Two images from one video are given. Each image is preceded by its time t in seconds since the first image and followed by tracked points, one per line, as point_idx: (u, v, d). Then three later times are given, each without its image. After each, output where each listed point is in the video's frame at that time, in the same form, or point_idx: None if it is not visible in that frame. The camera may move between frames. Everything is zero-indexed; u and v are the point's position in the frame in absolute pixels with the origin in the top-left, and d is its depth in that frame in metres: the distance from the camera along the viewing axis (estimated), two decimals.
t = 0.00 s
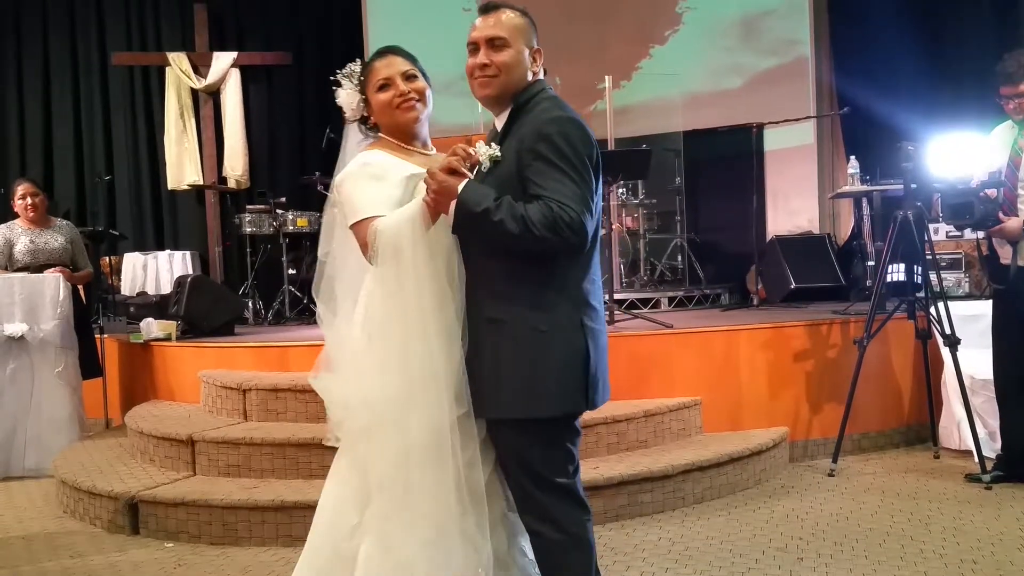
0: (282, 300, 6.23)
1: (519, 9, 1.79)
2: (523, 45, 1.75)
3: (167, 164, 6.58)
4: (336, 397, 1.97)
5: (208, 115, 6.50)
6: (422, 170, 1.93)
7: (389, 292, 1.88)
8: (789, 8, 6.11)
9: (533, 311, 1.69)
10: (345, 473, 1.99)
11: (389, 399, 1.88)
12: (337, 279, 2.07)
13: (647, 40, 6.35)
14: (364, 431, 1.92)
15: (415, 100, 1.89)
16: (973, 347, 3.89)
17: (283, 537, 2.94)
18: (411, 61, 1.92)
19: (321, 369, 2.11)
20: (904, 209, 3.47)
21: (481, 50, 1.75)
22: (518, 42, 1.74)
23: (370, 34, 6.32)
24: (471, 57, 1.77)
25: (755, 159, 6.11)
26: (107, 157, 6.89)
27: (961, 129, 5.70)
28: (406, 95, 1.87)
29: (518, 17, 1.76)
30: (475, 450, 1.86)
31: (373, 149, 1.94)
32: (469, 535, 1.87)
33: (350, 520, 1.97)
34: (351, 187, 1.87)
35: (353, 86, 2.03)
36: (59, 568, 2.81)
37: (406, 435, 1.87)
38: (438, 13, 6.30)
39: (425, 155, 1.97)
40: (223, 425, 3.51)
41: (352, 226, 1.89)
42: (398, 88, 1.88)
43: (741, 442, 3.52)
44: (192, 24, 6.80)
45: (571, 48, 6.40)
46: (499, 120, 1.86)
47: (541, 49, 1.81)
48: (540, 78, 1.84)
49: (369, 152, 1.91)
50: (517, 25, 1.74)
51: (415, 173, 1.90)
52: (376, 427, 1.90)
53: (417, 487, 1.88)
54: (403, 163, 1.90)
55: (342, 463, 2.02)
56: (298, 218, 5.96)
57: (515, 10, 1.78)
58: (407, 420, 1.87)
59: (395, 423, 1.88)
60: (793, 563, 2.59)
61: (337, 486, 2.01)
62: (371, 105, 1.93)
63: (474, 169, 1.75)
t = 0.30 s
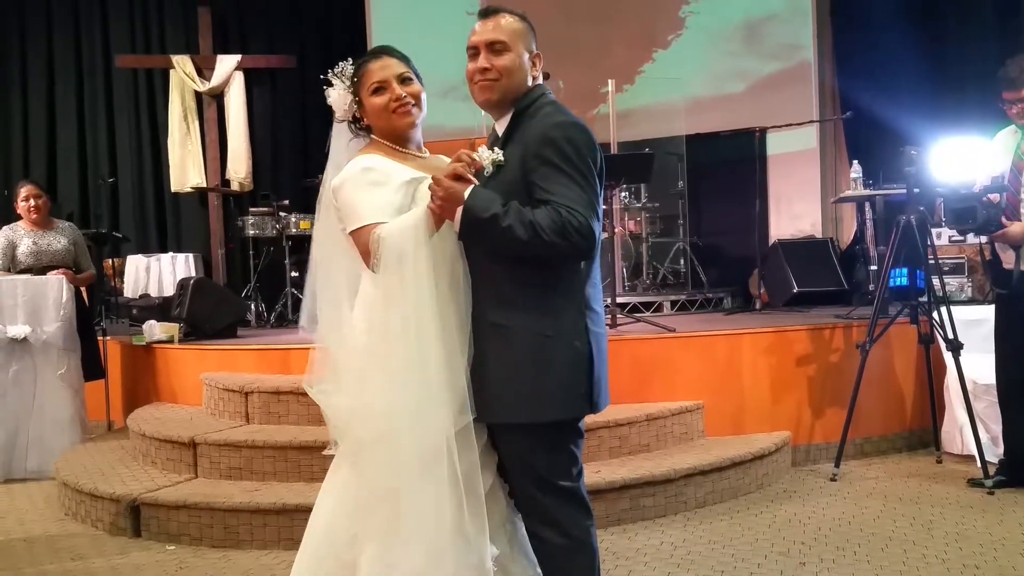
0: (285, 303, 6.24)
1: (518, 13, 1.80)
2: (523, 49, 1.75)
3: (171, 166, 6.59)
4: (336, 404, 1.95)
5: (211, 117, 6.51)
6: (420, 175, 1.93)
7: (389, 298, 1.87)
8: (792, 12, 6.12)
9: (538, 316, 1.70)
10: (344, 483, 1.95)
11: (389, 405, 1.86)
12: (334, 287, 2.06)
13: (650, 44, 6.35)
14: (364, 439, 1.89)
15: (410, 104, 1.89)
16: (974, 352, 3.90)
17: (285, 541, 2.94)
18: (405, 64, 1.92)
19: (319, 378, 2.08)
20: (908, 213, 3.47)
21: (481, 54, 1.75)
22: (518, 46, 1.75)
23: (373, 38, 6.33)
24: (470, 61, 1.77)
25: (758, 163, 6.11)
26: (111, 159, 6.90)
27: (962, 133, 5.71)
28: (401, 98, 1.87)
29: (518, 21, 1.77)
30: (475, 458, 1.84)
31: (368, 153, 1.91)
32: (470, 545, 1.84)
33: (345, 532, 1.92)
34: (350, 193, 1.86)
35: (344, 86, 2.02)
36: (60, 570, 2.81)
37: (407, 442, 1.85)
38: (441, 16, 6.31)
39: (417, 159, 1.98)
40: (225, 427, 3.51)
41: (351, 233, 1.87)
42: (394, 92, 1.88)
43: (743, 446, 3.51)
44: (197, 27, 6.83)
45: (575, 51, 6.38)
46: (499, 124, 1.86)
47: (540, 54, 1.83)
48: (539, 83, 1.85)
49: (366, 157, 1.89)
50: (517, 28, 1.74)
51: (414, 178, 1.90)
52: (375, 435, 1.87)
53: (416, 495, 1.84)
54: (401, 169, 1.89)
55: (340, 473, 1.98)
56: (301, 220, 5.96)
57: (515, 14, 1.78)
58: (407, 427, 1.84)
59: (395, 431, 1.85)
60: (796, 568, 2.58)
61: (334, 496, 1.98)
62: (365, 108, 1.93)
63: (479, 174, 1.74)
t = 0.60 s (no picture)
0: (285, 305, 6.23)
1: (522, 21, 1.80)
2: (527, 57, 1.76)
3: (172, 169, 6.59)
4: (339, 404, 1.93)
5: (212, 120, 6.52)
6: (423, 180, 1.92)
7: (398, 298, 1.86)
8: (793, 15, 6.12)
9: (545, 315, 1.74)
10: (348, 482, 1.94)
11: (396, 404, 1.85)
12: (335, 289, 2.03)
13: (651, 47, 6.36)
14: (371, 438, 1.88)
15: (416, 113, 1.90)
16: (974, 355, 3.91)
17: (285, 543, 2.94)
18: (410, 72, 1.92)
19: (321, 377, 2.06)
20: (908, 216, 3.48)
21: (487, 61, 1.75)
22: (523, 53, 1.75)
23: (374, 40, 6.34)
24: (476, 68, 1.78)
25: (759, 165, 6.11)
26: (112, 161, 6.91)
27: (963, 137, 5.71)
28: (406, 107, 1.87)
29: (522, 29, 1.78)
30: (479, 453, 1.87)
31: (371, 159, 1.90)
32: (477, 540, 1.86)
33: (350, 532, 1.90)
34: (357, 198, 1.84)
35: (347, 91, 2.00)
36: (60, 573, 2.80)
37: (415, 441, 1.84)
38: (443, 19, 6.32)
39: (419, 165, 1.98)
40: (226, 430, 3.51)
41: (359, 237, 1.86)
42: (400, 100, 1.88)
43: (744, 449, 3.51)
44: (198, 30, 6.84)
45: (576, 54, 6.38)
46: (502, 129, 1.86)
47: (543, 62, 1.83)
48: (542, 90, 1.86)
49: (371, 162, 1.88)
50: (522, 36, 1.75)
51: (419, 182, 1.90)
52: (384, 434, 1.86)
53: (424, 494, 1.84)
54: (406, 174, 1.88)
55: (344, 472, 1.97)
56: (302, 223, 5.97)
57: (519, 22, 1.79)
58: (415, 427, 1.84)
59: (404, 430, 1.84)
60: (796, 571, 2.58)
61: (339, 496, 1.96)
62: (370, 115, 1.93)
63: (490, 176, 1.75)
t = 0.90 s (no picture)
0: (286, 307, 6.24)
1: (528, 32, 1.80)
2: (533, 67, 1.76)
3: (172, 170, 6.58)
4: (348, 403, 1.94)
5: (213, 122, 6.53)
6: (434, 186, 1.92)
7: (410, 299, 1.87)
8: (795, 17, 6.13)
9: (555, 315, 1.74)
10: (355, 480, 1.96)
11: (408, 403, 1.87)
12: (347, 291, 2.04)
13: (651, 49, 6.36)
14: (383, 436, 1.90)
15: (427, 120, 1.90)
16: (975, 357, 3.91)
17: (286, 545, 2.93)
18: (423, 81, 1.92)
19: (333, 376, 2.07)
20: (908, 218, 3.48)
21: (493, 71, 1.76)
22: (529, 63, 1.76)
23: (375, 43, 6.34)
24: (483, 78, 1.78)
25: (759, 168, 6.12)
26: (113, 163, 6.91)
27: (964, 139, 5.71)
28: (419, 114, 1.88)
29: (528, 40, 1.78)
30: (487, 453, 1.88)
31: (385, 166, 1.91)
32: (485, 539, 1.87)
33: (359, 527, 1.92)
34: (370, 205, 1.85)
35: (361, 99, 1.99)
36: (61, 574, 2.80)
37: (426, 439, 1.86)
38: (444, 21, 6.33)
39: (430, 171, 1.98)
40: (227, 431, 3.51)
41: (373, 242, 1.87)
42: (412, 108, 1.89)
43: (745, 451, 3.51)
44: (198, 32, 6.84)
45: (576, 56, 6.38)
46: (509, 137, 1.87)
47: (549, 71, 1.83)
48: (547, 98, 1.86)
49: (382, 169, 1.89)
50: (528, 48, 1.76)
51: (430, 188, 1.90)
52: (394, 432, 1.88)
53: (433, 492, 1.86)
54: (418, 181, 1.89)
55: (353, 468, 1.98)
56: (302, 225, 5.97)
57: (525, 34, 1.79)
58: (427, 426, 1.85)
59: (415, 428, 1.86)
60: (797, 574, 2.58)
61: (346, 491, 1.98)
62: (384, 122, 1.94)
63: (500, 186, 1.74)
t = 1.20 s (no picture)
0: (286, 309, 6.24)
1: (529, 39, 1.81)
2: (535, 75, 1.77)
3: (172, 173, 6.58)
4: (357, 400, 1.98)
5: (212, 124, 6.53)
6: (440, 190, 1.94)
7: (417, 300, 1.90)
8: (795, 18, 6.13)
9: (561, 314, 1.74)
10: (365, 476, 2.00)
11: (414, 402, 1.90)
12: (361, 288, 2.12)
13: (651, 51, 6.37)
14: (390, 432, 1.94)
15: (438, 128, 1.92)
16: (975, 358, 3.91)
17: (287, 547, 2.93)
18: (434, 88, 1.93)
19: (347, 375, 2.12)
20: (908, 219, 3.49)
21: (495, 79, 1.77)
22: (531, 71, 1.77)
23: (375, 45, 6.34)
24: (487, 87, 1.80)
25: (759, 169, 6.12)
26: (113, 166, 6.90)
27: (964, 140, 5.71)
28: (430, 122, 1.90)
29: (530, 47, 1.79)
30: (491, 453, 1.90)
31: (394, 171, 1.94)
32: (488, 538, 1.88)
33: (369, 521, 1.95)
34: (377, 208, 1.90)
35: (376, 106, 2.03)
36: None
37: (432, 438, 1.88)
38: (444, 22, 6.33)
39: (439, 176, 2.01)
40: (227, 434, 3.51)
41: (380, 244, 1.91)
42: (423, 116, 1.90)
43: (745, 452, 3.51)
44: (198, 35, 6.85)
45: (576, 58, 6.38)
46: (513, 142, 1.88)
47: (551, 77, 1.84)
48: (550, 103, 1.86)
49: (391, 174, 1.92)
50: (530, 55, 1.77)
51: (435, 192, 1.92)
52: (401, 428, 1.91)
53: (439, 486, 1.89)
54: (425, 185, 1.92)
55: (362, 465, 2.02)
56: (302, 227, 5.96)
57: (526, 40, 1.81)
58: (433, 424, 1.88)
59: (421, 428, 1.89)
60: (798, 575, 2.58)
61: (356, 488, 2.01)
62: (395, 129, 1.96)
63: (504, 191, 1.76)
